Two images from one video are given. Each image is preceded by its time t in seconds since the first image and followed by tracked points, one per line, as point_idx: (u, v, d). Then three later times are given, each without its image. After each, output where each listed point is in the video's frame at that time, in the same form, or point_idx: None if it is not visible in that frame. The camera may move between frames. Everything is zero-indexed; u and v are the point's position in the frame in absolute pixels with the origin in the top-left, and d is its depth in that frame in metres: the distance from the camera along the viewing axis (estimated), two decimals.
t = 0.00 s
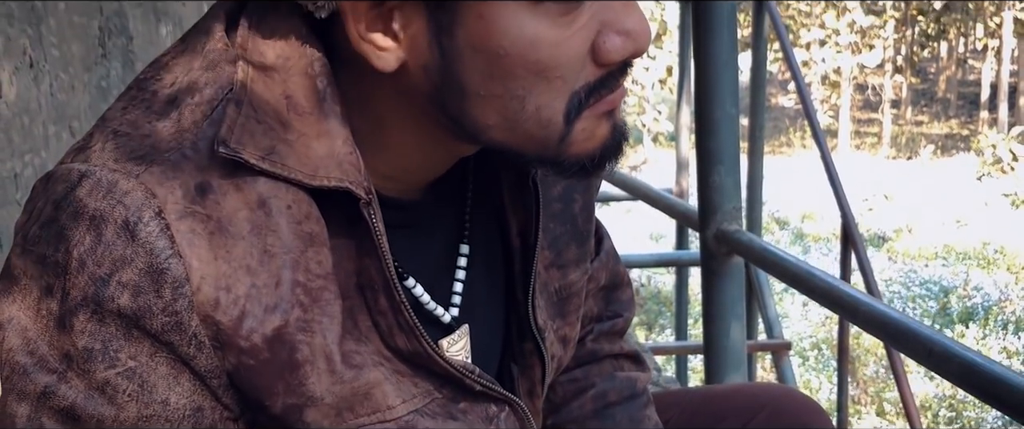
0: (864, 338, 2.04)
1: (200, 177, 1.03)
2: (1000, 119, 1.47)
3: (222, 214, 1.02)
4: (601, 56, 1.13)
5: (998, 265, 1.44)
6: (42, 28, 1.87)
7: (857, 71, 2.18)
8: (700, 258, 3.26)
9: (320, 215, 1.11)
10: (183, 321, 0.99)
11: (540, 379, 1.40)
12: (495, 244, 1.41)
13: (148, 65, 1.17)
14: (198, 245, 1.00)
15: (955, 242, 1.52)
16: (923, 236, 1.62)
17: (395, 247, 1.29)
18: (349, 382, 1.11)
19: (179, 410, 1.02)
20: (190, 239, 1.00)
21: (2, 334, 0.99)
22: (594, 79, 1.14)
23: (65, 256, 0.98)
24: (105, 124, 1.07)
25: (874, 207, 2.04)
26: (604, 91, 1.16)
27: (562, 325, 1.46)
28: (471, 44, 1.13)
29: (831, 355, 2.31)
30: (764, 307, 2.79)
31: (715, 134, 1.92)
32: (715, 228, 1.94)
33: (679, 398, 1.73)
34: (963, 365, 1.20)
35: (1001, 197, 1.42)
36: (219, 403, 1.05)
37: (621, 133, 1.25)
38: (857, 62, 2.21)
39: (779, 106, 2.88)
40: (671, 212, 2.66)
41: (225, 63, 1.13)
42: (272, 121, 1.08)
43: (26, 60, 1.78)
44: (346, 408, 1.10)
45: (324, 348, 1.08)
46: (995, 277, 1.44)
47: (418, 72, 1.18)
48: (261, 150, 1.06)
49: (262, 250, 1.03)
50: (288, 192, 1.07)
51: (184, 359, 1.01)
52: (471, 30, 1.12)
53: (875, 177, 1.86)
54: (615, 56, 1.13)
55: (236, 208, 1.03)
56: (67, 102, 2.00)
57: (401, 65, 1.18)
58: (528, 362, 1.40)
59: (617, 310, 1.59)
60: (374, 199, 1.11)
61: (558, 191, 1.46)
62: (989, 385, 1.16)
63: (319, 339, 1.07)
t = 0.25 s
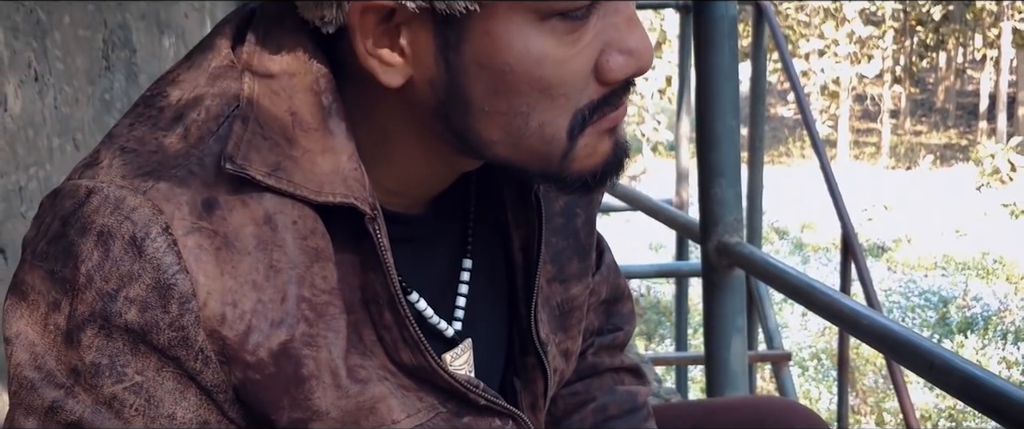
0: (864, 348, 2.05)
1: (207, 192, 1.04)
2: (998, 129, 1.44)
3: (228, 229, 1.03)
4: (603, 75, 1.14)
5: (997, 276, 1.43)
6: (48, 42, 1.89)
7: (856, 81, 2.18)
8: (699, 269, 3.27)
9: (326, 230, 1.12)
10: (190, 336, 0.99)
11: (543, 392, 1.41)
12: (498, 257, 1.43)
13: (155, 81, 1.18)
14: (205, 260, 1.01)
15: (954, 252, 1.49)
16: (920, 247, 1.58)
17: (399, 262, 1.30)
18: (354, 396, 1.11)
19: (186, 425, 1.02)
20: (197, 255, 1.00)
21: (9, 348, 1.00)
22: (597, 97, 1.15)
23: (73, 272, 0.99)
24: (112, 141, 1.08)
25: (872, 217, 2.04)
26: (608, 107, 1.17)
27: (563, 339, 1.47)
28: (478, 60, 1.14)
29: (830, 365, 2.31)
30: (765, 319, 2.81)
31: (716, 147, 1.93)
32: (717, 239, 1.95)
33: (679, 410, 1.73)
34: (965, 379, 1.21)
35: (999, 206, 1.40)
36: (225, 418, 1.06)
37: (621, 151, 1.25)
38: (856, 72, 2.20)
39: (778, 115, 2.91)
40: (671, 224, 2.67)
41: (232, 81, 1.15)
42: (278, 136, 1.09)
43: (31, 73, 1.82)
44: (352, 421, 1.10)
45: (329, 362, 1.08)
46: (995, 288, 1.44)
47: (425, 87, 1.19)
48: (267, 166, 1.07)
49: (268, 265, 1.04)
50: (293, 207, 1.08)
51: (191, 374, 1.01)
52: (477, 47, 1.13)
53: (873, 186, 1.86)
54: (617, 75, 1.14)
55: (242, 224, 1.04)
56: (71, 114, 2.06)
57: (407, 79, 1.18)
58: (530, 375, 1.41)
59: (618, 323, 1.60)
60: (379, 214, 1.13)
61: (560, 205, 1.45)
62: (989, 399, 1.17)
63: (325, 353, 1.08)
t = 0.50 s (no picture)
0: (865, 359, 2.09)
1: (221, 208, 1.05)
2: (1000, 142, 1.53)
3: (242, 244, 1.04)
4: (614, 91, 1.16)
5: (997, 288, 1.45)
6: (55, 55, 1.95)
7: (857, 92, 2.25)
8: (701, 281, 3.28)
9: (338, 245, 1.13)
10: (203, 350, 1.00)
11: (552, 406, 1.41)
12: (506, 270, 1.44)
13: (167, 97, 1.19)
14: (219, 275, 1.01)
15: (954, 263, 1.53)
16: (923, 258, 1.62)
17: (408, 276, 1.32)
18: (365, 410, 1.11)
19: None
20: (211, 269, 1.01)
21: (22, 362, 1.00)
22: (607, 113, 1.18)
23: (88, 286, 0.99)
24: (125, 156, 1.09)
25: (873, 228, 2.05)
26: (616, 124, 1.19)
27: (570, 353, 1.48)
28: (490, 76, 1.15)
29: (832, 376, 2.31)
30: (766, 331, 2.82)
31: (720, 160, 1.94)
32: (719, 252, 1.96)
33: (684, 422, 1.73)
34: (970, 393, 1.21)
35: (1000, 218, 1.45)
36: None
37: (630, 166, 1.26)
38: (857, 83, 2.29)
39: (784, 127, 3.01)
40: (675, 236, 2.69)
41: (244, 97, 1.16)
42: (291, 152, 1.10)
43: (40, 87, 1.86)
44: None
45: (341, 377, 1.09)
46: (995, 300, 1.46)
47: (437, 102, 1.20)
48: (280, 181, 1.08)
49: (281, 280, 1.05)
50: (306, 222, 1.09)
51: (203, 388, 1.03)
52: (489, 65, 1.14)
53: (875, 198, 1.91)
54: (628, 91, 1.17)
55: (255, 238, 1.05)
56: (77, 127, 2.09)
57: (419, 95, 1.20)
58: (539, 389, 1.41)
59: (624, 337, 1.61)
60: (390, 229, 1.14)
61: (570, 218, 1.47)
62: (994, 413, 1.17)
63: (336, 368, 1.08)
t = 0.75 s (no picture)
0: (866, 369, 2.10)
1: (231, 218, 1.06)
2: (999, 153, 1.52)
3: (252, 254, 1.05)
4: (622, 102, 1.17)
5: (997, 298, 1.45)
6: (62, 65, 1.97)
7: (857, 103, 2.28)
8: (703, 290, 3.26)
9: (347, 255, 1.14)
10: (214, 360, 1.01)
11: (558, 416, 1.42)
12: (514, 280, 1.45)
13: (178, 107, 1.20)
14: (229, 285, 1.02)
15: (955, 273, 1.54)
16: (924, 268, 1.64)
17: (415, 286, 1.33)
18: (374, 419, 1.11)
19: None
20: (222, 279, 1.02)
21: (33, 372, 1.00)
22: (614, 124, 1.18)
23: (98, 295, 1.00)
24: (137, 167, 1.10)
25: (874, 237, 2.06)
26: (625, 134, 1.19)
27: (576, 363, 1.48)
28: (498, 86, 1.16)
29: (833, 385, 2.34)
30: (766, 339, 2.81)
31: (723, 170, 1.94)
32: (723, 261, 1.96)
33: None
34: (976, 404, 1.21)
35: (1001, 228, 1.44)
36: None
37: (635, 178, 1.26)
38: (857, 93, 2.36)
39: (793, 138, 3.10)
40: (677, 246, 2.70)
41: (254, 107, 1.16)
42: (301, 163, 1.11)
43: (46, 96, 1.87)
44: None
45: (351, 387, 1.09)
46: (995, 310, 1.45)
47: (445, 112, 1.20)
48: (290, 191, 1.09)
49: (291, 290, 1.06)
50: (316, 232, 1.10)
51: (214, 397, 1.03)
52: (498, 75, 1.15)
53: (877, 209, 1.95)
54: (636, 102, 1.17)
55: (266, 248, 1.06)
56: (83, 136, 2.10)
57: (428, 104, 1.20)
58: (544, 399, 1.42)
59: (630, 346, 1.62)
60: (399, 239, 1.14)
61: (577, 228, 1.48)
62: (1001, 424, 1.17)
63: (346, 378, 1.09)
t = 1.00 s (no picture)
0: (868, 380, 2.10)
1: (242, 221, 1.07)
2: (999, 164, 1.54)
3: (262, 257, 1.06)
4: (628, 110, 1.17)
5: (998, 309, 1.44)
6: (69, 72, 1.97)
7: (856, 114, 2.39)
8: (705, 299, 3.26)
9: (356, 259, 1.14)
10: (223, 363, 1.02)
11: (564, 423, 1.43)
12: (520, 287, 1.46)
13: (189, 112, 1.21)
14: (239, 288, 1.03)
15: (956, 283, 1.54)
16: (924, 278, 1.64)
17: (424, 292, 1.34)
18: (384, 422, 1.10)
19: None
20: (232, 282, 1.03)
21: (43, 375, 1.02)
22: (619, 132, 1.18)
23: (108, 298, 1.01)
24: (147, 171, 1.11)
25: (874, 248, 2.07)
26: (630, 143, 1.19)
27: (583, 369, 1.48)
28: (505, 91, 1.16)
29: (833, 396, 2.35)
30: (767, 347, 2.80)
31: (727, 178, 1.95)
32: (727, 269, 1.97)
33: None
34: (981, 410, 1.21)
35: (1001, 239, 1.44)
36: None
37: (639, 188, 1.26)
38: (857, 105, 2.38)
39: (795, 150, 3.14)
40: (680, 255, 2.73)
41: (264, 112, 1.17)
42: (311, 167, 1.11)
43: (53, 103, 1.89)
44: None
45: (360, 390, 1.08)
46: (996, 320, 1.45)
47: (451, 116, 1.21)
48: (300, 195, 1.09)
49: (300, 293, 1.06)
50: (325, 236, 1.10)
51: (223, 400, 1.04)
52: (505, 80, 1.16)
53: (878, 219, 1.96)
54: (643, 110, 1.17)
55: (275, 252, 1.07)
56: (89, 143, 2.11)
57: (435, 109, 1.21)
58: (551, 405, 1.43)
59: (636, 353, 1.63)
60: (408, 243, 1.13)
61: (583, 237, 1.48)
62: None
63: (355, 381, 1.08)
